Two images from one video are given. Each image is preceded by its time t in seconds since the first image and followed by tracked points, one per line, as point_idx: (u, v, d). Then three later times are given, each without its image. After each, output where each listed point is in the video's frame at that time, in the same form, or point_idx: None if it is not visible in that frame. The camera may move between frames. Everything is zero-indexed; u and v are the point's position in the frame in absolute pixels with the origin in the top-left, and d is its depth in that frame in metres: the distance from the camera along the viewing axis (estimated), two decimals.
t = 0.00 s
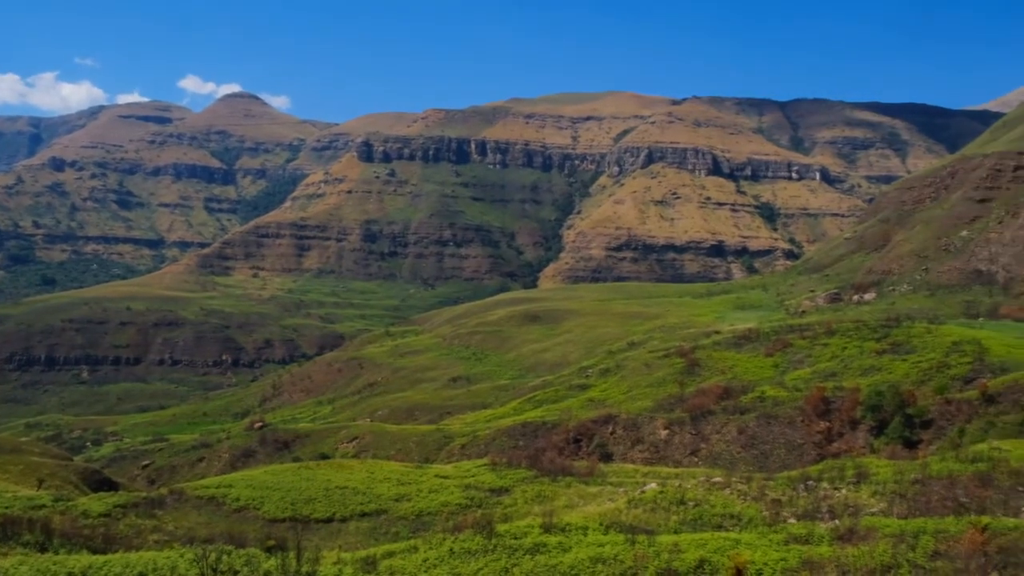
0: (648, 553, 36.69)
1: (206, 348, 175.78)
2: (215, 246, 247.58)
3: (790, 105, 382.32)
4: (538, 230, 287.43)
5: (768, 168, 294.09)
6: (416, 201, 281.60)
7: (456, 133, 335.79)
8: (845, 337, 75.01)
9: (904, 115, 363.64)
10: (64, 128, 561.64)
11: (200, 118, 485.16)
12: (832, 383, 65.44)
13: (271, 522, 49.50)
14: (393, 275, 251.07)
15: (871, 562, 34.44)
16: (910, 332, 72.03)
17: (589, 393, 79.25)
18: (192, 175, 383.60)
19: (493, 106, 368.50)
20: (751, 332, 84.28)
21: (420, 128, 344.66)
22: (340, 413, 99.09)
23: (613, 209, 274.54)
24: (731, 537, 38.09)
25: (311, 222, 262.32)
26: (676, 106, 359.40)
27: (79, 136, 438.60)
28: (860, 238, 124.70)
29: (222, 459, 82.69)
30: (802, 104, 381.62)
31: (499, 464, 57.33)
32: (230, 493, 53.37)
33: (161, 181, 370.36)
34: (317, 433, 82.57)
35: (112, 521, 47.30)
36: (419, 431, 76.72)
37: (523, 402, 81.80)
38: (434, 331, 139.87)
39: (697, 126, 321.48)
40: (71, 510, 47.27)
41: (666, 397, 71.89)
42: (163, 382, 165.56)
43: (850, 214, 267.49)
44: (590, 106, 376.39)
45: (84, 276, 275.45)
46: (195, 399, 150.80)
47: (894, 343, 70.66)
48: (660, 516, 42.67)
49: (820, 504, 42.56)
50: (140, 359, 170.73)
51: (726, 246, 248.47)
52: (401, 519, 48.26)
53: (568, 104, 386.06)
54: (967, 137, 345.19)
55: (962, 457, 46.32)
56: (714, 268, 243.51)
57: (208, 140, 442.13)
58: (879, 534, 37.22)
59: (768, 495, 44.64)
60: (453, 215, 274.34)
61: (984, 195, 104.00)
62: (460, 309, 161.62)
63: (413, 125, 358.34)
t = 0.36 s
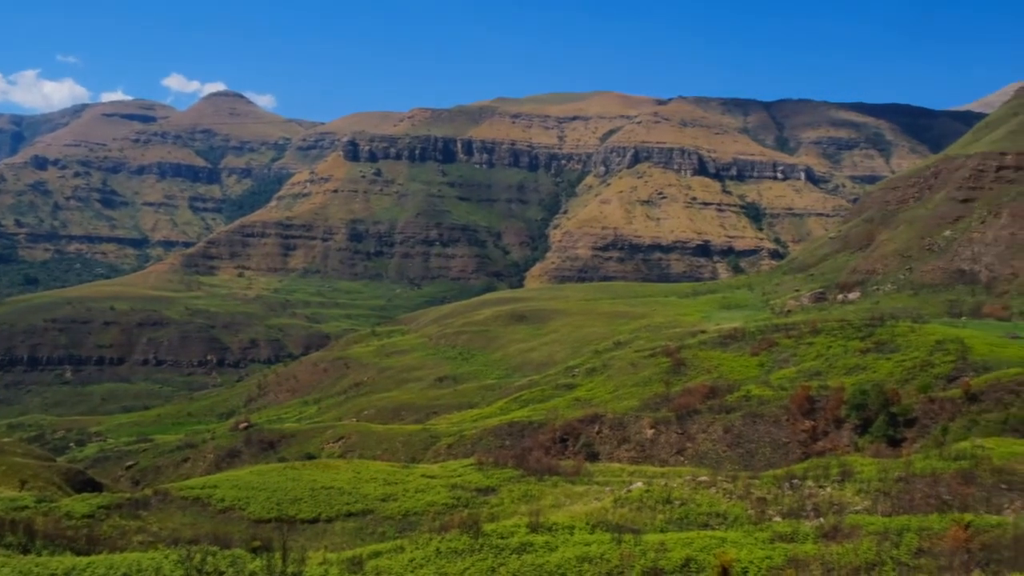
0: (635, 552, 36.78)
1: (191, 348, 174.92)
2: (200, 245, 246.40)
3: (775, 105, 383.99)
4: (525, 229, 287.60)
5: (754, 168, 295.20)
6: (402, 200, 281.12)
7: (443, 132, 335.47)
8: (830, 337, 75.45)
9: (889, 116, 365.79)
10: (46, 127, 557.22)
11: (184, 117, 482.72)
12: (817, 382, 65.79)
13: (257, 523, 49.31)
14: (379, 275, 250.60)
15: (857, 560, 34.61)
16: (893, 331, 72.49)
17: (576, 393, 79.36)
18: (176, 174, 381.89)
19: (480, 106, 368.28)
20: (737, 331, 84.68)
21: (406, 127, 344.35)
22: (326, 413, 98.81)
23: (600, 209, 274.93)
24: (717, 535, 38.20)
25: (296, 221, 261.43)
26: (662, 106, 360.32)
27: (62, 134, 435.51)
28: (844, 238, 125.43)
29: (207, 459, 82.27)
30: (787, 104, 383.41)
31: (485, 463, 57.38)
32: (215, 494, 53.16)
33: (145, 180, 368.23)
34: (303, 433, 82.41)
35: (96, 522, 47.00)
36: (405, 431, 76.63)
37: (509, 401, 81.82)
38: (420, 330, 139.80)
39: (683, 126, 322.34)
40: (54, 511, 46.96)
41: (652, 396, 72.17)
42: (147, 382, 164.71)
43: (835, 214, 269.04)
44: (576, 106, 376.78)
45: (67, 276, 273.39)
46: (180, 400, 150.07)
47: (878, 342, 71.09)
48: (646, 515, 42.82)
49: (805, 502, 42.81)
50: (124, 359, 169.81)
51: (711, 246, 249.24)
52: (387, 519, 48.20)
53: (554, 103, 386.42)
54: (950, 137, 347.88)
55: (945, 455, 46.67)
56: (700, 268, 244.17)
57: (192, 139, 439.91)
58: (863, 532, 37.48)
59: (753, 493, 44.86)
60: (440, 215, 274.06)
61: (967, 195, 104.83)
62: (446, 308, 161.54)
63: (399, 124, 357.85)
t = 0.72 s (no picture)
0: (623, 551, 36.85)
1: (177, 348, 174.07)
2: (186, 244, 245.14)
3: (763, 105, 385.45)
4: (513, 229, 287.73)
5: (741, 168, 296.13)
6: (390, 199, 280.57)
7: (430, 131, 334.98)
8: (817, 336, 75.78)
9: (875, 116, 367.83)
10: (30, 125, 552.96)
11: (170, 115, 480.33)
12: (804, 381, 66.04)
13: (244, 524, 49.12)
14: (367, 274, 250.02)
15: (843, 558, 34.78)
16: (879, 331, 72.87)
17: (564, 392, 79.37)
18: (162, 173, 379.99)
19: (468, 105, 368.09)
20: (724, 330, 84.98)
21: (394, 126, 343.97)
22: (313, 413, 98.53)
23: (588, 209, 275.29)
24: (705, 534, 38.30)
25: (284, 220, 260.54)
26: (650, 105, 361.09)
27: (47, 133, 432.55)
28: (831, 237, 125.99)
29: (193, 460, 81.86)
30: (774, 104, 384.81)
31: (474, 463, 57.35)
32: (202, 494, 52.92)
33: (131, 178, 366.02)
34: (291, 433, 82.17)
35: (81, 523, 46.70)
36: (393, 431, 76.50)
37: (497, 401, 81.73)
38: (408, 330, 139.63)
39: (671, 126, 323.04)
40: (39, 512, 46.61)
41: (640, 395, 72.36)
42: (133, 382, 163.86)
43: (822, 214, 270.26)
44: (564, 106, 377.15)
45: (52, 275, 271.31)
46: (167, 400, 149.32)
47: (865, 341, 71.42)
48: (634, 514, 42.93)
49: (792, 500, 43.00)
50: (110, 359, 168.92)
51: (699, 245, 249.75)
52: (376, 518, 48.11)
53: (542, 103, 386.65)
54: (936, 138, 350.07)
55: (931, 453, 46.94)
56: (688, 267, 244.63)
57: (178, 137, 437.56)
58: (850, 530, 37.70)
59: (741, 492, 44.98)
60: (428, 214, 273.72)
61: (953, 196, 105.47)
62: (434, 308, 161.36)
63: (387, 123, 357.40)
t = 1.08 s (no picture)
0: (608, 550, 36.93)
1: (161, 348, 173.03)
2: (171, 243, 243.76)
3: (748, 106, 387.34)
4: (500, 228, 287.90)
5: (727, 168, 297.25)
6: (377, 199, 279.94)
7: (417, 131, 334.51)
8: (802, 335, 76.20)
9: (859, 117, 370.11)
10: (12, 123, 548.10)
11: (154, 113, 477.60)
12: (789, 380, 66.34)
13: (229, 525, 48.92)
14: (353, 273, 249.40)
15: (828, 556, 34.95)
16: (864, 330, 73.27)
17: (550, 392, 79.43)
18: (146, 172, 377.77)
19: (455, 105, 368.06)
20: (710, 330, 85.37)
21: (380, 126, 343.55)
22: (299, 413, 98.23)
23: (575, 208, 275.57)
24: (691, 532, 38.45)
25: (269, 219, 259.50)
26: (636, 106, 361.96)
27: (29, 131, 429.10)
28: (816, 237, 126.66)
29: (178, 460, 81.31)
30: (760, 105, 386.79)
31: (460, 462, 57.30)
32: (186, 494, 52.65)
33: (115, 177, 363.24)
34: (277, 434, 81.94)
35: (65, 524, 46.34)
36: (379, 431, 76.37)
37: (484, 401, 81.65)
38: (395, 330, 139.39)
39: (657, 126, 323.80)
40: (22, 514, 46.19)
41: (626, 395, 72.59)
42: (117, 383, 162.87)
43: (807, 214, 271.69)
44: (551, 105, 377.57)
45: (35, 275, 269.09)
46: (151, 400, 148.34)
47: (850, 341, 71.79)
48: (620, 513, 43.03)
49: (778, 499, 43.20)
50: (93, 359, 167.97)
51: (685, 245, 250.47)
52: (362, 519, 48.03)
53: (529, 102, 386.92)
54: (920, 139, 352.58)
55: (914, 451, 47.30)
56: (674, 267, 245.17)
57: (163, 136, 434.88)
58: (834, 528, 37.96)
59: (727, 491, 45.14)
60: (414, 213, 273.33)
61: (936, 196, 106.31)
62: (420, 307, 161.05)
63: (374, 122, 356.86)
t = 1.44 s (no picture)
0: (597, 550, 36.94)
1: (148, 348, 172.15)
2: (157, 243, 242.45)
3: (736, 107, 389.08)
4: (488, 228, 288.06)
5: (715, 168, 298.41)
6: (364, 199, 279.34)
7: (405, 131, 334.04)
8: (789, 335, 76.52)
9: (846, 117, 372.31)
10: None
11: (140, 112, 474.95)
12: (776, 380, 66.59)
13: (216, 526, 48.68)
14: (341, 273, 248.73)
15: (814, 555, 35.07)
16: (850, 330, 73.68)
17: (538, 392, 79.49)
18: (132, 171, 375.59)
19: (443, 105, 368.01)
20: (698, 330, 85.60)
21: (368, 125, 343.13)
22: (287, 413, 97.93)
23: (563, 209, 275.77)
24: (680, 532, 38.53)
25: (257, 219, 258.56)
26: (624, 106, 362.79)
27: (13, 129, 425.87)
28: (803, 237, 127.27)
29: (164, 461, 80.90)
30: (748, 106, 388.59)
31: (448, 462, 57.22)
32: (173, 495, 52.39)
33: (100, 176, 360.84)
34: (265, 434, 81.66)
35: (49, 525, 45.95)
36: (367, 431, 76.18)
37: (472, 401, 81.60)
38: (383, 330, 139.06)
39: (645, 126, 324.55)
40: (6, 516, 45.84)
41: (614, 395, 72.73)
42: (103, 383, 161.94)
43: (794, 214, 272.96)
44: (539, 106, 377.97)
45: (19, 275, 267.08)
46: (137, 401, 147.51)
47: (836, 341, 72.15)
48: (608, 513, 43.08)
49: (765, 498, 43.39)
50: (79, 359, 166.84)
51: (673, 245, 251.12)
52: (349, 519, 47.87)
53: (517, 103, 387.20)
54: (906, 139, 354.90)
55: (900, 451, 47.54)
56: (662, 267, 245.70)
57: (149, 135, 432.55)
58: (821, 527, 38.13)
59: (714, 490, 45.26)
60: (402, 214, 272.91)
61: (922, 196, 107.02)
62: (409, 307, 160.77)
63: (362, 122, 356.37)
